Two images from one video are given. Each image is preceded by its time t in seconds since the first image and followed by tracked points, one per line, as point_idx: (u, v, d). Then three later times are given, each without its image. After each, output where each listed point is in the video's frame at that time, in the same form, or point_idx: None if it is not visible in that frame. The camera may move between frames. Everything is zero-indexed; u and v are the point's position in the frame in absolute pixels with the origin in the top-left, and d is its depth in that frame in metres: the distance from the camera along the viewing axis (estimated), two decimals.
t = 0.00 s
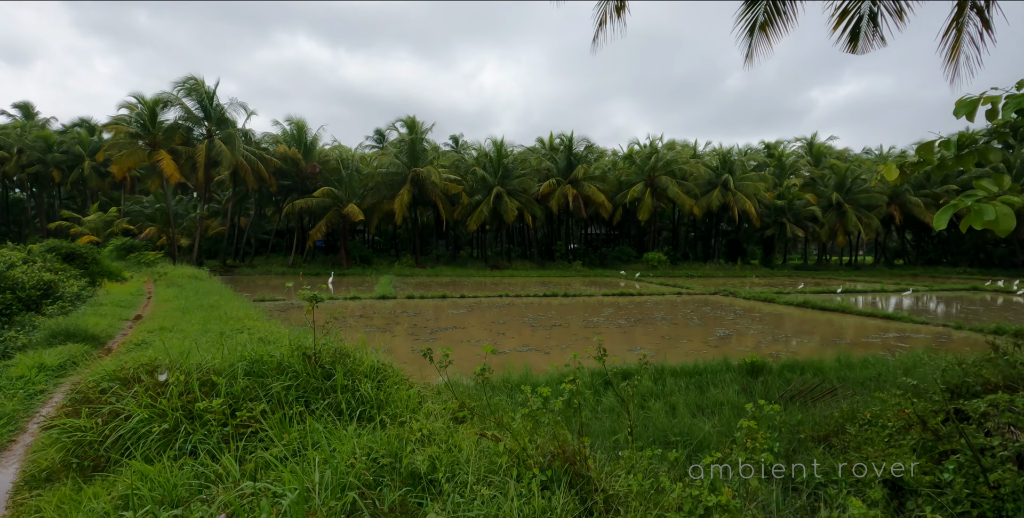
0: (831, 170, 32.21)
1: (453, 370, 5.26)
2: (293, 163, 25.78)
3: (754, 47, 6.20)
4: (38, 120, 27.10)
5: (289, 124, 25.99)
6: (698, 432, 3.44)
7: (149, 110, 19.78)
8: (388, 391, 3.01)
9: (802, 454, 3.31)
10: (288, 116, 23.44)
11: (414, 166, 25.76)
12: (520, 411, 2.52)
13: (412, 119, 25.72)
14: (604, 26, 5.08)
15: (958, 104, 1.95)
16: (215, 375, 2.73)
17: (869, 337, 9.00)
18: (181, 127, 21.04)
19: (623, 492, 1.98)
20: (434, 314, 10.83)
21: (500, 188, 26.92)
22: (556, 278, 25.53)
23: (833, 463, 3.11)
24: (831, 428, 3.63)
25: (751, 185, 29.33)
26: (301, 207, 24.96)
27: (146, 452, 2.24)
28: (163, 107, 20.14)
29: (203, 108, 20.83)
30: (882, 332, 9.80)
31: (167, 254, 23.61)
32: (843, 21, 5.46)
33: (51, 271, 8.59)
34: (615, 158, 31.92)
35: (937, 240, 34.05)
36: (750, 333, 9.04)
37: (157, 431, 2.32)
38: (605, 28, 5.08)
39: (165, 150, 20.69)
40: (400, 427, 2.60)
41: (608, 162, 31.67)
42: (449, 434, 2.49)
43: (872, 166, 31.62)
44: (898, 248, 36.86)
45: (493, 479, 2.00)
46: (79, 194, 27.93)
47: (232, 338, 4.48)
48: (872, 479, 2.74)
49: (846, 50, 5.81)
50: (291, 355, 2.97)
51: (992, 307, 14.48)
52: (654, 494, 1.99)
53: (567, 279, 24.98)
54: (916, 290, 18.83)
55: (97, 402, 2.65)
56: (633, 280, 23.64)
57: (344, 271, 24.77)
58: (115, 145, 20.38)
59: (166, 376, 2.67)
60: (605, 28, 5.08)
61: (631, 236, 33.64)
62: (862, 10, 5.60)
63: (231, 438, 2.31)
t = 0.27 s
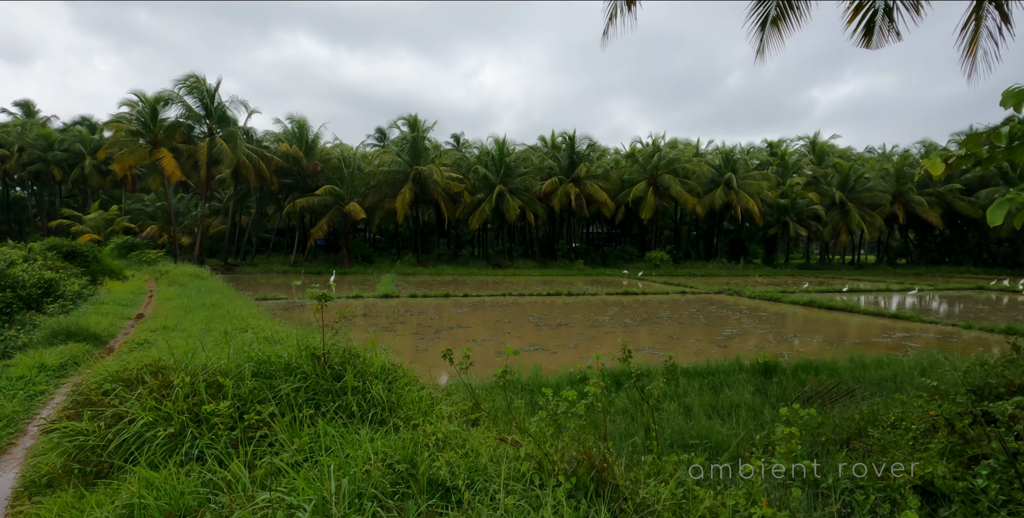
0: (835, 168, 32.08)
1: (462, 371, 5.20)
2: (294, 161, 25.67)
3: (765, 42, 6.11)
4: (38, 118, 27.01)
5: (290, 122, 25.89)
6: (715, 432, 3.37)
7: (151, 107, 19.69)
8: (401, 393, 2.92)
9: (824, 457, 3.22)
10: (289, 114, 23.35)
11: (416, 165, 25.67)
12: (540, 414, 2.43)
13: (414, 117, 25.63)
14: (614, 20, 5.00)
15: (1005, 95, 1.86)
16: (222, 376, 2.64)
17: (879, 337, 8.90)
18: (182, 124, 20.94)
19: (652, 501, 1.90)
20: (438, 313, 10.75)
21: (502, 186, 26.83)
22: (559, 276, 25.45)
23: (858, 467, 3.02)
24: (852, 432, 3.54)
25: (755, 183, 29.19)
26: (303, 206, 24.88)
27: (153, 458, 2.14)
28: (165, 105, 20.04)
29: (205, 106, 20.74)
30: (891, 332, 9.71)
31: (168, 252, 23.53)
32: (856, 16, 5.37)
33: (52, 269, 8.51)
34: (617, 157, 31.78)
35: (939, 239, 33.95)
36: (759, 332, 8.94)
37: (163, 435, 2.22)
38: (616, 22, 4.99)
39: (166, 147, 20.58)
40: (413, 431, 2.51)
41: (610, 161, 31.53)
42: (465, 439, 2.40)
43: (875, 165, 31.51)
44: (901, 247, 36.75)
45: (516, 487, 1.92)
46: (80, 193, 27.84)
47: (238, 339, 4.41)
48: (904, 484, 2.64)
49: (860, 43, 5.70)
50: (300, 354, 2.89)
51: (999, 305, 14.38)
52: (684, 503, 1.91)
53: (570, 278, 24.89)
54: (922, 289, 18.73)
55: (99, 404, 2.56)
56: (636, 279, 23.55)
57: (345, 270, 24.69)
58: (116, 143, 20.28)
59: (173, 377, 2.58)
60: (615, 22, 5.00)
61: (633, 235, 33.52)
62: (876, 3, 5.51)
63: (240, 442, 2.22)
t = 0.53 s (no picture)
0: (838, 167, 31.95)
1: (470, 371, 5.11)
2: (295, 159, 25.56)
3: (778, 36, 6.00)
4: (38, 116, 26.90)
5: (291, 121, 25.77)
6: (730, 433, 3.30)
7: (151, 105, 19.57)
8: (413, 395, 2.83)
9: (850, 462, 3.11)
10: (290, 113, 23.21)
11: (417, 163, 25.56)
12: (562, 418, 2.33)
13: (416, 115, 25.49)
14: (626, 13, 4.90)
15: None
16: (228, 378, 2.53)
17: (890, 337, 8.78)
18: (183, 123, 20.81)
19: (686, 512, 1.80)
20: (442, 312, 10.64)
21: (504, 185, 26.72)
22: (561, 275, 25.32)
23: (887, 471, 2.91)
24: (876, 435, 3.43)
25: (758, 182, 29.05)
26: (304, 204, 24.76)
27: (157, 464, 2.04)
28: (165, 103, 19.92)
29: (205, 104, 20.61)
30: (901, 332, 9.60)
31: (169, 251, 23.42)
32: (872, 9, 5.26)
33: (53, 268, 8.39)
34: (619, 156, 31.63)
35: (943, 238, 33.79)
36: (768, 332, 8.82)
37: (167, 441, 2.11)
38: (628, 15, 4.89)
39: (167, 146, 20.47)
40: (429, 436, 2.41)
41: (612, 159, 31.39)
42: (484, 445, 2.31)
43: (879, 164, 31.37)
44: (903, 246, 36.60)
45: (543, 497, 1.81)
46: (80, 191, 27.74)
47: (242, 339, 4.30)
48: (940, 490, 2.53)
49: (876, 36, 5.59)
50: (310, 353, 2.79)
51: (1006, 305, 14.25)
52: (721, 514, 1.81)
53: (572, 277, 24.77)
54: (927, 288, 18.60)
55: (98, 408, 2.44)
56: (640, 278, 23.41)
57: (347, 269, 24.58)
58: (116, 141, 20.16)
59: (177, 379, 2.47)
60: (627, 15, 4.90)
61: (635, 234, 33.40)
62: None
63: (248, 449, 2.11)
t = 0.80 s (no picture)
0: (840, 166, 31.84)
1: (477, 375, 5.05)
2: (295, 158, 25.44)
3: (789, 33, 5.89)
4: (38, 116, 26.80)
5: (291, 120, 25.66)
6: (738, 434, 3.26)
7: (151, 104, 19.44)
8: (425, 403, 2.72)
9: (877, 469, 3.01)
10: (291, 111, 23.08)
11: (418, 162, 25.43)
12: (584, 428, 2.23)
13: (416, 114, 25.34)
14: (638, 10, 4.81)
15: None
16: (234, 387, 2.43)
17: (900, 338, 8.67)
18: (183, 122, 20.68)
19: None
20: (445, 312, 10.54)
21: (505, 184, 26.62)
22: (562, 275, 25.21)
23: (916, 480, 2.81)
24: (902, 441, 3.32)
25: (760, 181, 28.93)
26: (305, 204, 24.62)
27: (160, 480, 1.94)
28: (165, 102, 19.80)
29: (205, 103, 20.48)
30: (910, 332, 9.48)
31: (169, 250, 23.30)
32: (887, 3, 5.15)
33: (52, 269, 8.29)
34: (620, 154, 31.52)
35: (945, 237, 33.67)
36: (776, 333, 8.72)
37: (171, 455, 2.01)
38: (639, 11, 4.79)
39: (166, 145, 20.36)
40: (445, 447, 2.30)
41: (614, 158, 31.29)
42: (502, 457, 2.21)
43: (881, 163, 31.25)
44: (906, 245, 36.48)
45: None
46: (80, 191, 27.64)
47: (245, 344, 4.20)
48: (974, 502, 2.43)
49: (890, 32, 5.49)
50: (318, 359, 2.69)
51: (1013, 305, 14.13)
52: None
53: (574, 276, 24.68)
54: (932, 288, 18.49)
55: (98, 418, 2.34)
56: (642, 278, 23.29)
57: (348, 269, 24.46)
58: (115, 140, 20.04)
59: (180, 388, 2.37)
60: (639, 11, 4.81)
61: (637, 233, 33.31)
62: None
63: (255, 462, 2.01)
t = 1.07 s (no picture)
0: (841, 165, 31.79)
1: (485, 376, 4.99)
2: (296, 157, 25.34)
3: (799, 29, 5.80)
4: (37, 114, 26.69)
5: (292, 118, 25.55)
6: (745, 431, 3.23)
7: (151, 102, 19.33)
8: (438, 407, 2.64)
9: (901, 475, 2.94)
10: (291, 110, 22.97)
11: (419, 161, 25.32)
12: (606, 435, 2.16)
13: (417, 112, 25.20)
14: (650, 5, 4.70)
15: None
16: (241, 390, 2.34)
17: (909, 338, 8.58)
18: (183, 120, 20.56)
19: None
20: (448, 312, 10.45)
21: (506, 183, 26.51)
22: (564, 274, 25.11)
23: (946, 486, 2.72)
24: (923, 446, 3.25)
25: (762, 181, 28.81)
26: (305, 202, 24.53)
27: (165, 489, 1.85)
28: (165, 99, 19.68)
29: (205, 101, 20.36)
30: (919, 333, 9.39)
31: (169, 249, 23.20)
32: None
33: (51, 267, 8.20)
34: (621, 153, 31.41)
35: (947, 237, 33.58)
36: (784, 333, 8.63)
37: (177, 462, 1.92)
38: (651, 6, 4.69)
39: (167, 143, 20.25)
40: (461, 453, 2.23)
41: (615, 157, 31.18)
42: (521, 465, 2.13)
43: (883, 162, 31.17)
44: (907, 245, 36.40)
45: None
46: (80, 189, 27.54)
47: (250, 346, 4.12)
48: (1008, 511, 2.36)
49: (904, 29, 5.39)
50: (328, 361, 2.61)
51: (1019, 305, 14.04)
52: None
53: (575, 276, 24.60)
54: (935, 288, 18.41)
55: (100, 423, 2.26)
56: (644, 277, 23.18)
57: (349, 268, 24.37)
58: (115, 138, 19.93)
59: (185, 391, 2.28)
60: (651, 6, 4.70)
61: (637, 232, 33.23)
62: None
63: (266, 471, 1.93)
